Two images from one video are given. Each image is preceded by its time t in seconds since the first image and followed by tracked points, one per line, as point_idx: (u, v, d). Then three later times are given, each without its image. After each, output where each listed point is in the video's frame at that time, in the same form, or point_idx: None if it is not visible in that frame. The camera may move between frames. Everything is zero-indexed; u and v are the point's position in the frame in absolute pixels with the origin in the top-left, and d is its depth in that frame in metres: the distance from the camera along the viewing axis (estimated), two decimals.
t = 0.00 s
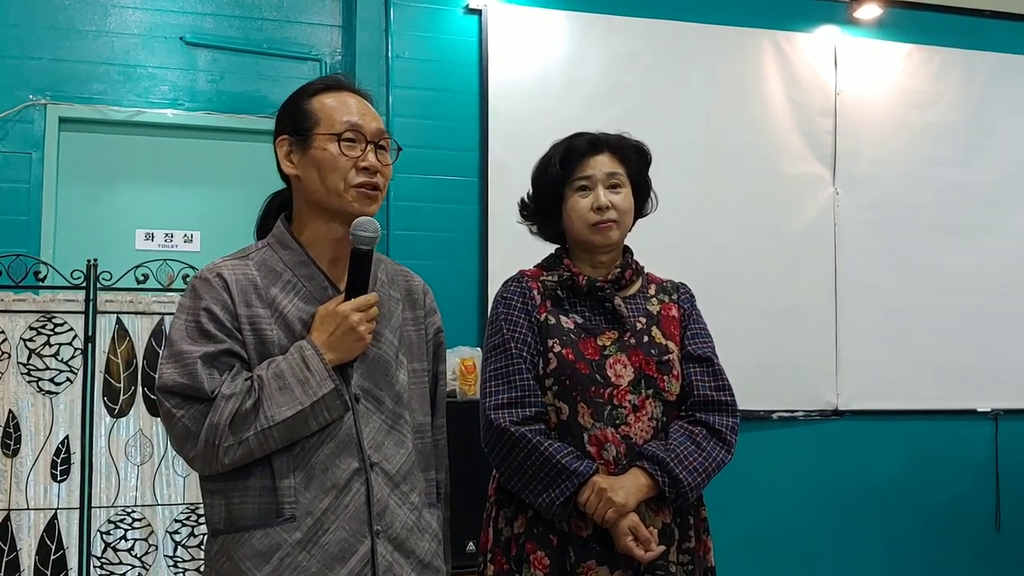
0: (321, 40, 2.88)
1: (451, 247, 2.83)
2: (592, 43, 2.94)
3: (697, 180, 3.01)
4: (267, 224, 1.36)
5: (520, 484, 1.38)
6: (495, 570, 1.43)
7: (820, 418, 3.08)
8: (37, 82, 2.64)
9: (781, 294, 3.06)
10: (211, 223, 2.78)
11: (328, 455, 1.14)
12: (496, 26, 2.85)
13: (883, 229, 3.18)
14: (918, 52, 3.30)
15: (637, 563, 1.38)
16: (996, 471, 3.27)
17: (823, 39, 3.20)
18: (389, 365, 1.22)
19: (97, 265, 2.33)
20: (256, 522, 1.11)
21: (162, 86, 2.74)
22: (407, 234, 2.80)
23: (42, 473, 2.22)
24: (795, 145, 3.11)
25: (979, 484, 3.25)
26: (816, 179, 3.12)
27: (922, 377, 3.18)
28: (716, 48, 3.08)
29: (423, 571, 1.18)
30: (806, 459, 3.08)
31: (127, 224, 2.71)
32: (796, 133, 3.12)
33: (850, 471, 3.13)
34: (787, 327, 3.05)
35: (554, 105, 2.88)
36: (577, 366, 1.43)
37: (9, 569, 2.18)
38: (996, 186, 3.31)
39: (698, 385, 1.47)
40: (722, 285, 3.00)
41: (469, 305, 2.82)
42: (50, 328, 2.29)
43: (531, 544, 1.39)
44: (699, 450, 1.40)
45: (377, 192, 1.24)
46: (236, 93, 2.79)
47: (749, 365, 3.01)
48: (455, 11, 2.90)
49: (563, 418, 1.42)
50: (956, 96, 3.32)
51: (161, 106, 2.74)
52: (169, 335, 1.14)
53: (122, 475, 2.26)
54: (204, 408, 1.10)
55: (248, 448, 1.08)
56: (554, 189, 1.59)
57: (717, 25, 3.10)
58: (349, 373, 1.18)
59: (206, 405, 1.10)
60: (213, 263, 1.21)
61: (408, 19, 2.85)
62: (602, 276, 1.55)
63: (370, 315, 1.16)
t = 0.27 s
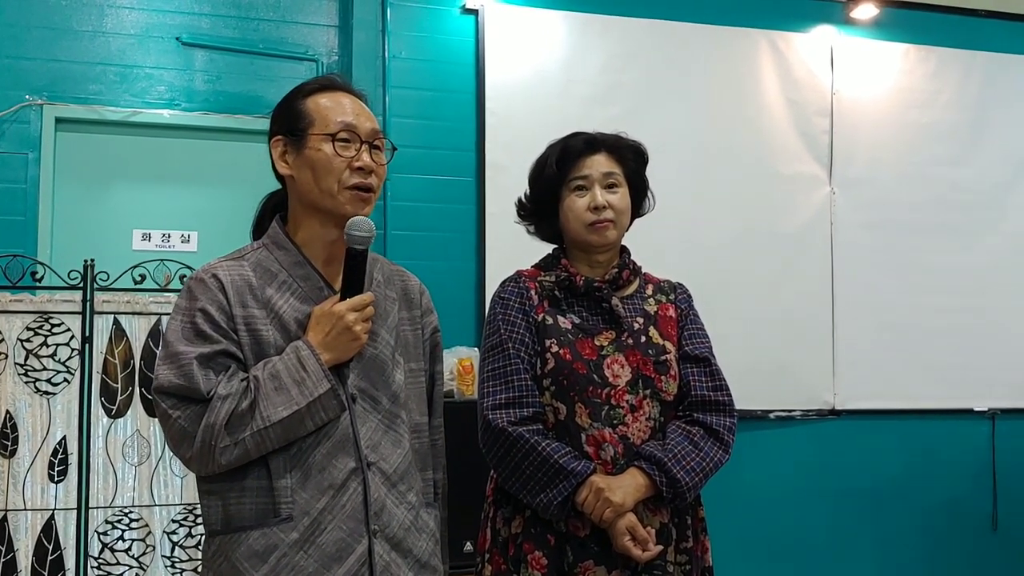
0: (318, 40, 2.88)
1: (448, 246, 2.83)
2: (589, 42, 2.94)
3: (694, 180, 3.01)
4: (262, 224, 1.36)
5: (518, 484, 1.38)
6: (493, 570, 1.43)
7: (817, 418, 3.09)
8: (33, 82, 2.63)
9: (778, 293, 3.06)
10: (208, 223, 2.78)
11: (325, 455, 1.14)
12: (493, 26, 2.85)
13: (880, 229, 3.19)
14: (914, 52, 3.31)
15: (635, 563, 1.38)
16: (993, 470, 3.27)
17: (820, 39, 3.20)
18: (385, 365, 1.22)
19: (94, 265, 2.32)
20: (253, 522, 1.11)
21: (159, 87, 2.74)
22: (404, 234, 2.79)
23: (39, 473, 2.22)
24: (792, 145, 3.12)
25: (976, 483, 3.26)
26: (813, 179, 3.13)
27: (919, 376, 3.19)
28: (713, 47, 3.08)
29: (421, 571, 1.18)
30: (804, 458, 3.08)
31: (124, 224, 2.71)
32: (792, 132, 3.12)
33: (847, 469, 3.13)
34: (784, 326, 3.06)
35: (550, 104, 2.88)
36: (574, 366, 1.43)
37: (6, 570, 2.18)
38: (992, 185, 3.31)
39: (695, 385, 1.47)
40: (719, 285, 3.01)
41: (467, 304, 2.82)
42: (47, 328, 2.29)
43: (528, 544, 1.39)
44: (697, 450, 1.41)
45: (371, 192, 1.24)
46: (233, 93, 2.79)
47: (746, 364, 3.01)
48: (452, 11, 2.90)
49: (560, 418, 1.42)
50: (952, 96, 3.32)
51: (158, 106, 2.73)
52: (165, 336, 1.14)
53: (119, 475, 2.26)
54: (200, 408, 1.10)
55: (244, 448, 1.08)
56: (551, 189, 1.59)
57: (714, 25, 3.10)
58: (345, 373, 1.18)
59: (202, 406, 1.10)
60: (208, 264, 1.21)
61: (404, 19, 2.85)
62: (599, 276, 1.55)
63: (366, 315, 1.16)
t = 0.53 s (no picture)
0: (314, 39, 2.88)
1: (444, 245, 2.83)
2: (585, 41, 2.95)
3: (689, 179, 3.01)
4: (258, 222, 1.36)
5: (514, 482, 1.38)
6: (490, 568, 1.43)
7: (813, 416, 3.09)
8: (28, 81, 2.63)
9: (774, 291, 3.07)
10: (204, 222, 2.78)
11: (320, 454, 1.14)
12: (489, 25, 2.85)
13: (875, 227, 3.20)
14: (909, 51, 3.31)
15: (631, 561, 1.38)
16: (988, 469, 3.29)
17: (815, 38, 3.21)
18: (380, 363, 1.22)
19: (90, 264, 2.32)
20: (248, 521, 1.11)
21: (155, 85, 2.73)
22: (400, 233, 2.79)
23: (34, 472, 2.21)
24: (787, 143, 3.12)
25: (971, 481, 3.27)
26: (809, 177, 3.13)
27: (914, 374, 3.20)
28: (708, 46, 3.08)
29: (418, 569, 1.18)
30: (799, 456, 3.09)
31: (120, 223, 2.70)
32: (788, 131, 3.13)
33: (843, 467, 3.14)
34: (779, 324, 3.06)
35: (546, 103, 2.88)
36: (570, 364, 1.43)
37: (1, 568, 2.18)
38: (987, 184, 3.32)
39: (691, 383, 1.47)
40: (715, 283, 3.01)
41: (463, 303, 2.82)
42: (42, 327, 2.28)
43: (524, 542, 1.39)
44: (693, 448, 1.41)
45: (367, 190, 1.24)
46: (228, 92, 2.79)
47: (742, 363, 3.01)
48: (448, 9, 2.90)
49: (557, 417, 1.42)
50: (947, 95, 3.33)
51: (153, 105, 2.73)
52: (160, 335, 1.14)
53: (114, 474, 2.26)
54: (194, 407, 1.10)
55: (238, 447, 1.07)
56: (547, 187, 1.60)
57: (709, 24, 3.11)
58: (340, 371, 1.18)
59: (197, 404, 1.10)
60: (202, 263, 1.21)
61: (400, 18, 2.85)
62: (596, 274, 1.55)
63: (360, 313, 1.16)
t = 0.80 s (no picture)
0: (314, 36, 2.87)
1: (444, 244, 2.82)
2: (586, 39, 2.94)
3: (689, 177, 3.01)
4: (260, 220, 1.36)
5: (515, 480, 1.38)
6: (491, 566, 1.43)
7: (814, 414, 3.09)
8: (28, 79, 2.62)
9: (774, 289, 3.07)
10: (204, 220, 2.77)
11: (320, 451, 1.14)
12: (490, 23, 2.85)
13: (876, 225, 3.19)
14: (910, 48, 3.31)
15: (632, 559, 1.38)
16: (988, 467, 3.29)
17: (815, 35, 3.21)
18: (381, 361, 1.22)
19: (90, 261, 2.31)
20: (248, 519, 1.11)
21: (155, 83, 2.73)
22: (400, 231, 2.79)
23: (34, 470, 2.21)
24: (787, 141, 3.12)
25: (971, 479, 3.27)
26: (809, 175, 3.13)
27: (914, 373, 3.19)
28: (708, 44, 3.08)
29: (418, 568, 1.18)
30: (799, 454, 3.09)
31: (119, 221, 2.70)
32: (788, 129, 3.13)
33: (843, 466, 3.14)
34: (780, 322, 3.06)
35: (547, 101, 2.88)
36: (571, 362, 1.43)
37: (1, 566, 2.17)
38: (987, 182, 3.32)
39: (692, 381, 1.47)
40: (715, 281, 3.01)
41: (463, 301, 2.82)
42: (43, 325, 2.28)
43: (526, 540, 1.39)
44: (694, 446, 1.41)
45: (366, 188, 1.23)
46: (228, 90, 2.78)
47: (743, 361, 3.01)
48: (449, 7, 2.89)
49: (558, 415, 1.42)
50: (947, 92, 3.33)
51: (153, 102, 2.72)
52: (159, 333, 1.14)
53: (115, 472, 2.26)
54: (194, 405, 1.10)
55: (238, 445, 1.07)
56: (548, 185, 1.59)
57: (709, 21, 3.11)
58: (340, 369, 1.18)
59: (196, 403, 1.10)
60: (202, 262, 1.21)
61: (401, 16, 2.85)
62: (597, 272, 1.55)
63: (360, 311, 1.16)
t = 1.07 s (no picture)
0: (317, 32, 2.88)
1: (445, 240, 2.83)
2: (588, 36, 2.95)
3: (691, 174, 3.02)
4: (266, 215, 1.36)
5: (516, 474, 1.38)
6: (493, 560, 1.44)
7: (814, 412, 3.10)
8: (32, 73, 2.63)
9: (775, 287, 3.07)
10: (207, 215, 2.78)
11: (321, 444, 1.14)
12: (492, 19, 2.85)
13: (877, 224, 3.20)
14: (912, 46, 3.31)
15: (633, 554, 1.39)
16: (989, 465, 3.29)
17: (818, 33, 3.21)
18: (384, 355, 1.23)
19: (93, 256, 2.32)
20: (248, 511, 1.12)
21: (158, 78, 2.74)
22: (402, 227, 2.80)
23: (38, 463, 2.22)
24: (789, 139, 3.12)
25: (972, 478, 3.27)
26: (811, 173, 3.13)
27: (915, 371, 3.20)
28: (711, 41, 3.08)
29: (418, 562, 1.19)
30: (800, 452, 3.10)
31: (122, 216, 2.70)
32: (791, 127, 3.13)
33: (843, 464, 3.15)
34: (781, 320, 3.07)
35: (549, 98, 2.88)
36: (573, 358, 1.43)
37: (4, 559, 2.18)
38: (989, 181, 3.33)
39: (694, 377, 1.48)
40: (717, 278, 3.02)
41: (465, 297, 2.83)
42: (46, 319, 2.29)
43: (527, 534, 1.39)
44: (695, 442, 1.41)
45: (357, 178, 1.23)
46: (232, 85, 2.79)
47: (744, 358, 3.02)
48: (452, 4, 2.90)
49: (560, 410, 1.43)
50: (950, 91, 3.33)
51: (156, 98, 2.73)
52: (163, 325, 1.15)
53: (117, 466, 2.26)
54: (194, 396, 1.11)
55: (237, 437, 1.08)
56: (551, 181, 1.60)
57: (712, 19, 3.11)
58: (343, 362, 1.19)
59: (197, 394, 1.11)
60: (207, 254, 1.22)
61: (404, 12, 2.85)
62: (600, 268, 1.56)
63: (361, 305, 1.16)
